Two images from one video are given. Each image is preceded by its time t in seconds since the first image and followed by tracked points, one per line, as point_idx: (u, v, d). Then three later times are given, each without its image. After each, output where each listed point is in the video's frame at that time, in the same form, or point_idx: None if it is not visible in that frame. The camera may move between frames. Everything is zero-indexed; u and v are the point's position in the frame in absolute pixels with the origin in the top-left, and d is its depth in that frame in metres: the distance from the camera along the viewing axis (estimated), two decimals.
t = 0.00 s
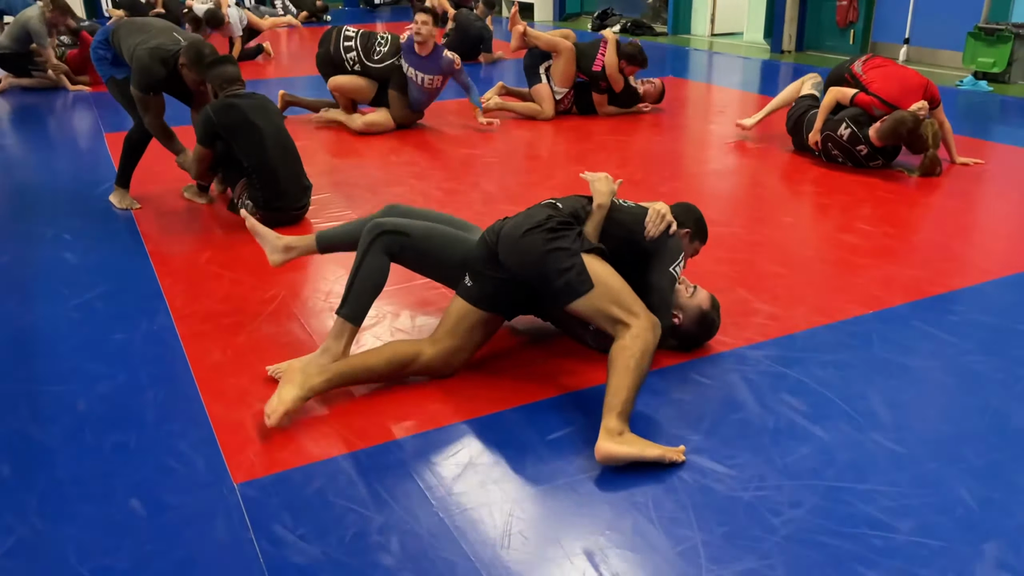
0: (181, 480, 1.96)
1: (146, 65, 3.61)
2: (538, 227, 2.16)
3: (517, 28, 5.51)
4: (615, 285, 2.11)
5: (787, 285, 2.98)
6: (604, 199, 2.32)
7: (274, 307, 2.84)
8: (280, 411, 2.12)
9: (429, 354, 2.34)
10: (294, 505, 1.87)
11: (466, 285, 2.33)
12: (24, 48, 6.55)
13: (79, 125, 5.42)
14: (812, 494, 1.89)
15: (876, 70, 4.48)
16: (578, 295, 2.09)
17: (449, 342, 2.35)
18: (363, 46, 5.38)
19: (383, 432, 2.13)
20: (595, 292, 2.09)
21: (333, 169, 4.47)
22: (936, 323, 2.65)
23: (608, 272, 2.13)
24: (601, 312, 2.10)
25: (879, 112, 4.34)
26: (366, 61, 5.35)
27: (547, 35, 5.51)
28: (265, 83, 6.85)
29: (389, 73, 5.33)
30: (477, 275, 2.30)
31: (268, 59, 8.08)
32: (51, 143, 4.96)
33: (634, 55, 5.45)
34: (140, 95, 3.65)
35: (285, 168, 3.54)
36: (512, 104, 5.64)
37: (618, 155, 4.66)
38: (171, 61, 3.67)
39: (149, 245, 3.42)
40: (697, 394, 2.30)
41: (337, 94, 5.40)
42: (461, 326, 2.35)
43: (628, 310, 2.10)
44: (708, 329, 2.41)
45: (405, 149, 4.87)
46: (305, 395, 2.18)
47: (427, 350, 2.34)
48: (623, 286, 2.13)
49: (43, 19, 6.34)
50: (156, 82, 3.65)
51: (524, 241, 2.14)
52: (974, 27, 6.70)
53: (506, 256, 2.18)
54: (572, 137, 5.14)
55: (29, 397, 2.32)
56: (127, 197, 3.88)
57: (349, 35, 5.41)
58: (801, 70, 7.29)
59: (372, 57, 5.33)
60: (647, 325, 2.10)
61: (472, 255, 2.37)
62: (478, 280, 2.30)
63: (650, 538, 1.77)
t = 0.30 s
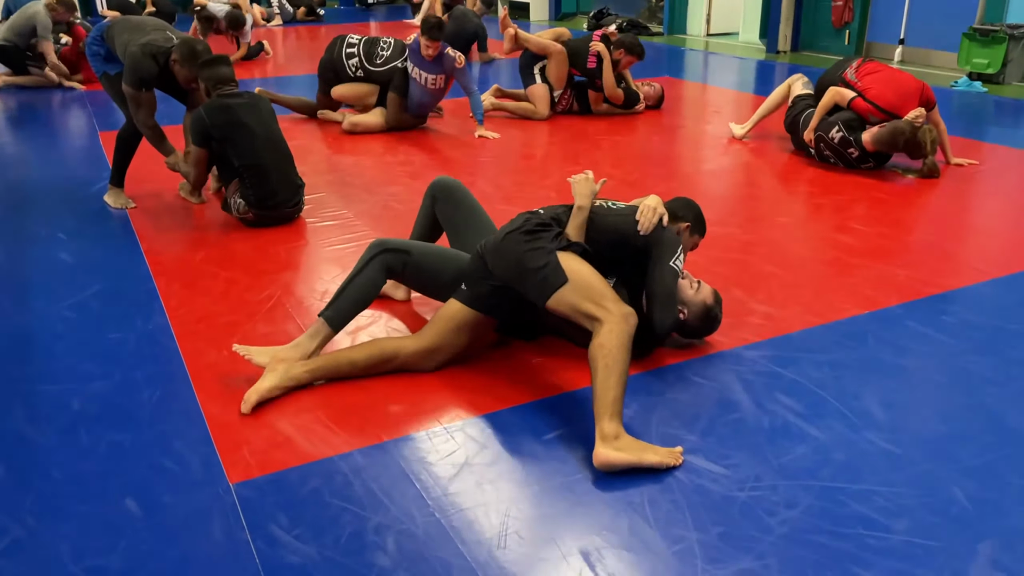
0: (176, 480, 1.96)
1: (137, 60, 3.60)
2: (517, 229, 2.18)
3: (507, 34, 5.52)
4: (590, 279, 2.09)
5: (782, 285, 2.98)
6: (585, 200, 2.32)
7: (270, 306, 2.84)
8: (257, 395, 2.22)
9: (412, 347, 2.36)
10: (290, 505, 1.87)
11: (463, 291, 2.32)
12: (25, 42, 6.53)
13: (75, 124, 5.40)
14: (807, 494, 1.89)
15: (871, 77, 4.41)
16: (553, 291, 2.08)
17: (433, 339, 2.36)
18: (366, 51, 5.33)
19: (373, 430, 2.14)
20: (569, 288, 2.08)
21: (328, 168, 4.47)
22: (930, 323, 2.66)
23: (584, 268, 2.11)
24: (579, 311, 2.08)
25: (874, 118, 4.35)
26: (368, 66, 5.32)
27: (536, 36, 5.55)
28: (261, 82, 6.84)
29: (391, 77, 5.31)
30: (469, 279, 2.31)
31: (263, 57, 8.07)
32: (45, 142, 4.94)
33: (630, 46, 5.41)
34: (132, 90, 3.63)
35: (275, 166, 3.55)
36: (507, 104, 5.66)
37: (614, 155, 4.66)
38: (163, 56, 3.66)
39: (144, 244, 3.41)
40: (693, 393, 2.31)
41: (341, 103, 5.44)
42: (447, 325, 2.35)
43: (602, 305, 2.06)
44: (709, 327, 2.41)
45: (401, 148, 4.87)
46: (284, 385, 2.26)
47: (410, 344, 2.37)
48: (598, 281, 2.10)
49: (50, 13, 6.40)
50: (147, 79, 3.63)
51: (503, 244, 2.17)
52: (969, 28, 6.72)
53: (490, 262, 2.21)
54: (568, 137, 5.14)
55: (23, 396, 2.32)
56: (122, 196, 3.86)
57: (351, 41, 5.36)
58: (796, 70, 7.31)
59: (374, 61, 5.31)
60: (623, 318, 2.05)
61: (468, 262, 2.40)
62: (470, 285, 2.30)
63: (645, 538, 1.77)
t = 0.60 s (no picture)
0: (171, 479, 1.95)
1: (133, 60, 3.58)
2: (495, 241, 2.17)
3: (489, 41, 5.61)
4: (569, 282, 2.05)
5: (778, 284, 2.99)
6: (557, 205, 2.24)
7: (265, 305, 2.83)
8: (242, 391, 2.21)
9: (396, 349, 2.35)
10: (285, 504, 1.86)
11: (449, 297, 2.33)
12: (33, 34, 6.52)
13: (70, 122, 5.37)
14: (803, 494, 1.90)
15: (866, 78, 4.42)
16: (533, 298, 2.05)
17: (418, 340, 2.35)
18: (369, 55, 5.35)
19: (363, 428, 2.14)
20: (548, 293, 2.04)
21: (324, 167, 4.46)
22: (925, 323, 2.66)
23: (563, 271, 2.08)
24: (558, 317, 2.04)
25: (867, 120, 4.35)
26: (372, 70, 5.36)
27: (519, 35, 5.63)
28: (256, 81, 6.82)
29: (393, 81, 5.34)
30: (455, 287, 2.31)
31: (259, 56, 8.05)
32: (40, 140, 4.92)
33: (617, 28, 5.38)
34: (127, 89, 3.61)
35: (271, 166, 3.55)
36: (503, 102, 5.66)
37: (610, 155, 4.66)
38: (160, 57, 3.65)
39: (139, 243, 3.40)
40: (689, 393, 2.31)
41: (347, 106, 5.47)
42: (432, 325, 2.34)
43: (581, 306, 2.02)
44: (700, 328, 2.41)
45: (396, 147, 4.87)
46: (266, 382, 2.26)
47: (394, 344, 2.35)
48: (578, 283, 2.06)
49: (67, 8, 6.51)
50: (144, 80, 3.61)
51: (483, 257, 2.16)
52: (963, 29, 6.74)
53: (472, 275, 2.20)
54: (564, 137, 5.14)
55: (17, 395, 2.31)
56: (116, 194, 3.85)
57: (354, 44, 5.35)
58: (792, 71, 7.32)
59: (378, 66, 5.34)
60: (601, 320, 2.01)
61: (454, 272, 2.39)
62: (457, 290, 2.30)
63: (641, 538, 1.77)
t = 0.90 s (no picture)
0: (166, 479, 1.95)
1: (129, 60, 3.58)
2: (499, 232, 2.17)
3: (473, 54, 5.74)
4: (563, 283, 2.06)
5: (774, 285, 2.99)
6: (559, 205, 2.26)
7: (260, 305, 2.82)
8: (256, 401, 2.18)
9: (398, 346, 2.33)
10: (281, 504, 1.86)
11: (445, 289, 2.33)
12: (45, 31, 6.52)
13: (67, 120, 5.35)
14: (799, 494, 1.90)
15: (861, 80, 4.43)
16: (527, 293, 2.06)
17: (418, 337, 2.34)
18: (361, 50, 5.31)
19: (361, 428, 2.13)
20: (542, 291, 2.05)
21: (320, 166, 4.45)
22: (921, 324, 2.67)
23: (560, 272, 2.09)
24: (551, 317, 2.04)
25: (855, 123, 4.34)
26: (362, 65, 5.32)
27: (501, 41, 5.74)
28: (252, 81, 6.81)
29: (384, 79, 5.29)
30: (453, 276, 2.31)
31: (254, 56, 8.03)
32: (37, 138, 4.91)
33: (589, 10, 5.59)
34: (125, 89, 3.65)
35: (261, 160, 3.55)
36: (500, 105, 5.70)
37: (606, 155, 4.66)
38: (156, 54, 3.63)
39: (134, 241, 3.39)
40: (685, 393, 2.31)
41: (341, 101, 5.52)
42: (432, 321, 2.33)
43: (571, 311, 2.03)
44: (689, 322, 2.33)
45: (393, 147, 4.87)
46: (276, 392, 2.23)
47: (395, 343, 2.33)
48: (571, 286, 2.07)
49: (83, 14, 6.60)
50: (140, 77, 3.61)
51: (486, 246, 2.16)
52: (959, 30, 6.76)
53: (472, 263, 2.20)
54: (561, 136, 5.14)
55: (12, 394, 2.30)
56: (112, 192, 3.83)
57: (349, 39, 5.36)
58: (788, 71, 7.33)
59: (370, 62, 5.30)
60: (589, 325, 2.01)
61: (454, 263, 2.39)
62: (456, 280, 2.30)
63: (637, 538, 1.77)
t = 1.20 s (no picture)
0: (163, 480, 1.94)
1: (130, 65, 3.58)
2: (502, 238, 2.17)
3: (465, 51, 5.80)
4: (569, 286, 2.07)
5: (771, 286, 2.99)
6: (570, 229, 2.31)
7: (256, 305, 2.82)
8: (249, 405, 2.16)
9: (395, 347, 2.33)
10: (277, 504, 1.86)
11: (444, 289, 2.32)
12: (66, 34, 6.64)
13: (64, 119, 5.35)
14: (796, 495, 1.90)
15: (863, 85, 4.42)
16: (532, 296, 2.06)
17: (415, 337, 2.33)
18: (371, 36, 5.40)
19: (358, 429, 2.13)
20: (549, 294, 2.05)
21: (317, 166, 4.45)
22: (917, 325, 2.67)
23: (565, 276, 2.09)
24: (558, 317, 2.04)
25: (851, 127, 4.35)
26: (369, 46, 5.35)
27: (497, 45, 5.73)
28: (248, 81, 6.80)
29: (389, 64, 5.27)
30: (452, 276, 2.31)
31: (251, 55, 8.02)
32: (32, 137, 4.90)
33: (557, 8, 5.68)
34: (124, 92, 3.64)
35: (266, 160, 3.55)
36: (497, 108, 5.74)
37: (603, 155, 4.66)
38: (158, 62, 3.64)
39: (129, 241, 3.38)
40: (682, 394, 2.31)
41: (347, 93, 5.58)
42: (428, 322, 2.32)
43: (581, 312, 2.03)
44: (682, 323, 2.37)
45: (390, 147, 4.86)
46: (273, 394, 2.22)
47: (393, 343, 2.33)
48: (577, 288, 2.08)
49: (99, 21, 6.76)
50: (140, 82, 3.61)
51: (487, 250, 2.15)
52: (955, 31, 6.78)
53: (473, 266, 2.19)
54: (558, 137, 5.14)
55: (8, 395, 2.29)
56: (108, 192, 3.82)
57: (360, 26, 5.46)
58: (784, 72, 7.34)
59: (377, 46, 5.35)
60: (600, 324, 2.03)
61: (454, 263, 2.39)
62: (455, 280, 2.29)
63: (634, 538, 1.77)
